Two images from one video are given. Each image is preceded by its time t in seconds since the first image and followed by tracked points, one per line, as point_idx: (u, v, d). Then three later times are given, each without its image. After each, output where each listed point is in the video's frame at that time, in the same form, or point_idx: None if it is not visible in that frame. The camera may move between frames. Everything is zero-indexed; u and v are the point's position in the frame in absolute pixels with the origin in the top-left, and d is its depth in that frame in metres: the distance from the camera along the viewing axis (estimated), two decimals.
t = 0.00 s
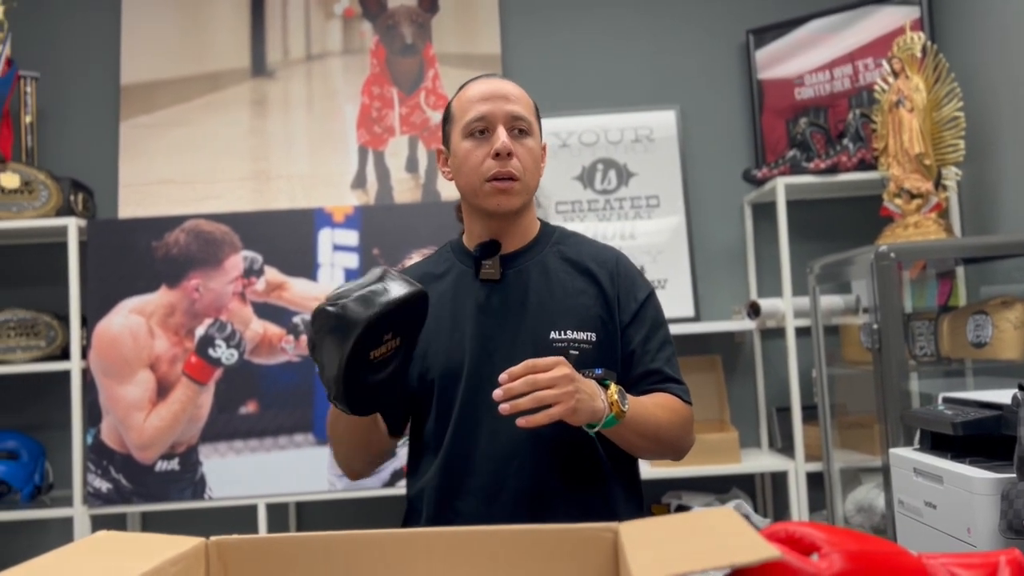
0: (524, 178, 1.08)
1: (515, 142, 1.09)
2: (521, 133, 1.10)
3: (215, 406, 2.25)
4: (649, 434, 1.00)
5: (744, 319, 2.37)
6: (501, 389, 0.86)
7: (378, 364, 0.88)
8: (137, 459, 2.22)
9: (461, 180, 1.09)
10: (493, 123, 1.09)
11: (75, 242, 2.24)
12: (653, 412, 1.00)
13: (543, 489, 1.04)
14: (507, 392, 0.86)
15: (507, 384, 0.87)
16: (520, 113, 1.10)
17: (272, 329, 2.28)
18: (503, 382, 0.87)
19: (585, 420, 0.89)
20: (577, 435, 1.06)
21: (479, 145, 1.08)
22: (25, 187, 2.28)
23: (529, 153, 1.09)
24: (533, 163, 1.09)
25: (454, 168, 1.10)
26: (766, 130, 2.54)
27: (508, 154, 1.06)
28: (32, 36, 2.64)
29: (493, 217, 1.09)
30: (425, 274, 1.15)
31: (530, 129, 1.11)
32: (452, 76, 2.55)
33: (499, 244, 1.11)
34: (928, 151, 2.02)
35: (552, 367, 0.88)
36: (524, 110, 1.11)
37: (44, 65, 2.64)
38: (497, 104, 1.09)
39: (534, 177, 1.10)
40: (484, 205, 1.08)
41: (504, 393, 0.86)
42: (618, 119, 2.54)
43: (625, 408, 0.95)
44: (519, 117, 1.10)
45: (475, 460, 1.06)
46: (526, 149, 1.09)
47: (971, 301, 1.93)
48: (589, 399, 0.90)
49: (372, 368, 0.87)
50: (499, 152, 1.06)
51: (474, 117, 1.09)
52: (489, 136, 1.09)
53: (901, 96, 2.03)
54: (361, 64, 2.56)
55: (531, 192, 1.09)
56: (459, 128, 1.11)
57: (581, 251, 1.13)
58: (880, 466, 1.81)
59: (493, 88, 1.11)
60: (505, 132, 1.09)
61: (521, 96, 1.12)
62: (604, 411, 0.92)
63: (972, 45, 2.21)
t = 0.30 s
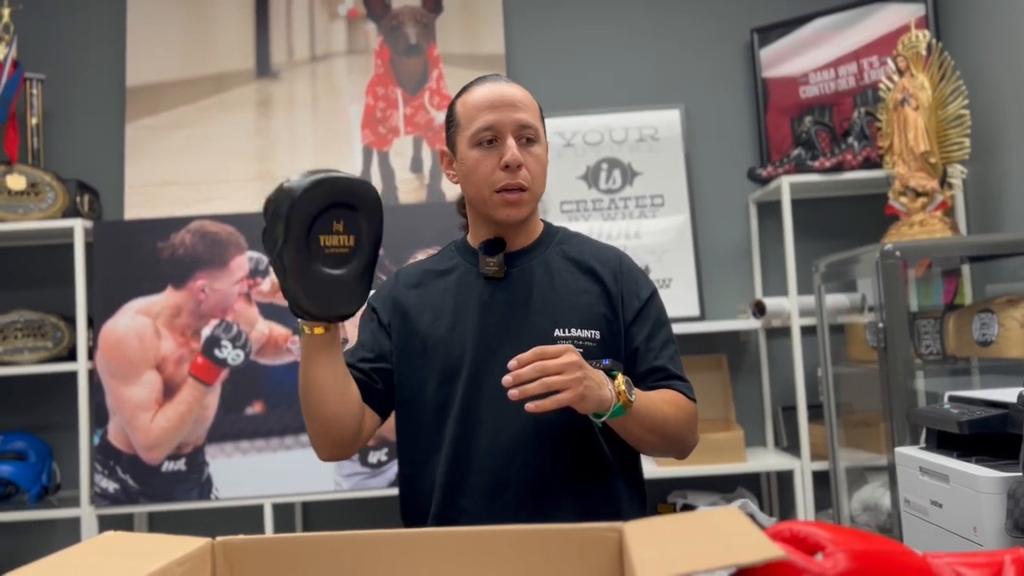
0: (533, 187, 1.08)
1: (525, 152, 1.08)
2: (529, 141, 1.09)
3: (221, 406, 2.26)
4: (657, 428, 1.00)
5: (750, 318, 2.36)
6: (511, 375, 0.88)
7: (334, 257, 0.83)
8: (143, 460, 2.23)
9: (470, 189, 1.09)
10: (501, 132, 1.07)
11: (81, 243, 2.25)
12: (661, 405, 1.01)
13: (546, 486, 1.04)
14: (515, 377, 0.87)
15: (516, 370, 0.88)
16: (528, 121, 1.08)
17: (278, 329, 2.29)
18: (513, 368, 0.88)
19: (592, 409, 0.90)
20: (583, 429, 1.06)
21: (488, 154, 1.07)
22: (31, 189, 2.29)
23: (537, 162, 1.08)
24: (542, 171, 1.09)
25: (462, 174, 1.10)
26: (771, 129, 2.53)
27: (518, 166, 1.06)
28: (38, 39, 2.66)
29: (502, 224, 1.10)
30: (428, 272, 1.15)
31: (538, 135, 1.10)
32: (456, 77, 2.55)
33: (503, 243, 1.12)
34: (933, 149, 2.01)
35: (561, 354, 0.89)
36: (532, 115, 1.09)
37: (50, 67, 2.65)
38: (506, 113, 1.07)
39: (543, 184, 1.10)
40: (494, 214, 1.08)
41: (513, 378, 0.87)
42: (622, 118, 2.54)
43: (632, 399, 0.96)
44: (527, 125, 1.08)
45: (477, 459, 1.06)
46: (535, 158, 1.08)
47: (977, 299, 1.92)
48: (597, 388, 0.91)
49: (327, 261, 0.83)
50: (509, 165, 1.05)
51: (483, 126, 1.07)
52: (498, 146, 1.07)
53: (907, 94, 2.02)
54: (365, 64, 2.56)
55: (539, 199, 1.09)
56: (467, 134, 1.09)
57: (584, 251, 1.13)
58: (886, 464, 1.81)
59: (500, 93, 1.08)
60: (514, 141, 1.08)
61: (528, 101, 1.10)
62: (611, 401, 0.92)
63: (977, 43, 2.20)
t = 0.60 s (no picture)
0: (545, 194, 1.09)
1: (537, 158, 1.08)
2: (541, 147, 1.09)
3: (225, 407, 2.26)
4: (659, 428, 1.01)
5: (753, 317, 2.36)
6: (525, 375, 0.87)
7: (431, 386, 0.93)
8: (147, 461, 2.23)
9: (481, 193, 1.09)
10: (515, 139, 1.07)
11: (84, 244, 2.25)
12: (664, 406, 1.01)
13: (552, 486, 1.05)
14: (530, 378, 0.87)
15: (530, 371, 0.88)
16: (542, 128, 1.08)
17: (281, 330, 2.29)
18: (528, 368, 0.88)
19: (604, 411, 0.90)
20: (587, 430, 1.06)
21: (501, 161, 1.07)
22: (35, 190, 2.30)
23: (549, 169, 1.09)
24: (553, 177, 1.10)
25: (473, 179, 1.09)
26: (773, 128, 2.53)
27: (532, 174, 1.06)
28: (42, 41, 2.66)
29: (512, 229, 1.11)
30: (433, 274, 1.14)
31: (549, 141, 1.10)
32: (458, 77, 2.55)
33: (511, 244, 1.12)
34: (936, 148, 2.01)
35: (575, 356, 0.89)
36: (543, 120, 1.09)
37: (53, 69, 2.66)
38: (519, 119, 1.07)
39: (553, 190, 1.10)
40: (505, 220, 1.09)
41: (528, 378, 0.87)
42: (625, 118, 2.54)
43: (641, 401, 0.96)
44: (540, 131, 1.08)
45: (483, 459, 1.06)
46: (547, 165, 1.08)
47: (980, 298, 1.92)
48: (609, 391, 0.91)
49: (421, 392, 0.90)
50: (523, 174, 1.05)
51: (496, 132, 1.07)
52: (512, 152, 1.07)
53: (909, 94, 2.02)
54: (368, 65, 2.57)
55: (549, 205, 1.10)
56: (479, 139, 1.08)
57: (589, 253, 1.14)
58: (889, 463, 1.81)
59: (513, 99, 1.07)
60: (528, 148, 1.08)
61: (540, 105, 1.09)
62: (622, 403, 0.92)
63: (979, 41, 2.20)
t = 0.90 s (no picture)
0: (547, 194, 1.09)
1: (541, 158, 1.08)
2: (546, 147, 1.09)
3: (226, 408, 2.27)
4: (667, 429, 1.02)
5: (753, 318, 2.36)
6: (540, 382, 0.87)
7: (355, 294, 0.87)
8: (149, 462, 2.23)
9: (483, 191, 1.09)
10: (519, 137, 1.07)
11: (85, 246, 2.25)
12: (673, 408, 1.03)
13: (557, 486, 1.05)
14: (545, 384, 0.87)
15: (545, 376, 0.88)
16: (547, 128, 1.08)
17: (282, 331, 2.30)
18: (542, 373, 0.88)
19: (616, 415, 0.91)
20: (591, 431, 1.07)
21: (504, 159, 1.07)
22: (36, 193, 2.30)
23: (553, 169, 1.09)
24: (557, 177, 1.10)
25: (476, 175, 1.10)
26: (773, 129, 2.54)
27: (534, 173, 1.06)
28: (42, 43, 2.67)
29: (513, 228, 1.11)
30: (434, 274, 1.14)
31: (555, 141, 1.10)
32: (458, 78, 2.55)
33: (513, 243, 1.12)
34: (935, 149, 2.02)
35: (589, 362, 0.89)
36: (550, 120, 1.09)
37: (54, 71, 2.66)
38: (525, 118, 1.07)
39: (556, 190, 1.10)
40: (506, 218, 1.09)
41: (544, 385, 0.87)
42: (625, 119, 2.54)
43: (651, 403, 0.97)
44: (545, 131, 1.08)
45: (488, 460, 1.06)
46: (550, 165, 1.08)
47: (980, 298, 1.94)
48: (621, 395, 0.91)
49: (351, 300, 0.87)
50: (525, 172, 1.06)
51: (501, 130, 1.07)
52: (516, 150, 1.07)
53: (909, 94, 2.02)
54: (368, 67, 2.57)
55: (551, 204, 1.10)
56: (484, 136, 1.09)
57: (591, 254, 1.15)
58: (890, 464, 1.81)
59: (520, 97, 1.08)
60: (532, 147, 1.08)
61: (547, 105, 1.09)
62: (634, 407, 0.93)
63: (978, 42, 2.21)
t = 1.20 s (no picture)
0: (538, 192, 1.08)
1: (534, 156, 1.08)
2: (542, 146, 1.09)
3: (223, 410, 2.27)
4: (658, 433, 1.02)
5: (750, 319, 2.37)
6: (532, 378, 0.88)
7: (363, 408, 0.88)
8: (146, 464, 2.23)
9: (475, 185, 1.10)
10: (514, 134, 1.08)
11: (82, 247, 2.25)
12: (665, 413, 1.03)
13: (552, 490, 1.05)
14: (537, 381, 0.87)
15: (537, 373, 0.88)
16: (543, 127, 1.08)
17: (279, 332, 2.30)
18: (535, 371, 0.89)
19: (609, 415, 0.91)
20: (586, 433, 1.07)
21: (498, 154, 1.08)
22: (33, 194, 2.30)
23: (547, 168, 1.09)
24: (551, 177, 1.09)
25: (471, 170, 1.11)
26: (770, 130, 2.54)
27: (525, 169, 1.06)
28: (39, 45, 2.67)
29: (504, 225, 1.11)
30: (433, 275, 1.15)
31: (552, 142, 1.10)
32: (456, 79, 2.56)
33: (510, 244, 1.12)
34: (931, 150, 2.02)
35: (582, 359, 0.89)
36: (548, 120, 1.09)
37: (51, 73, 2.66)
38: (521, 115, 1.08)
39: (550, 190, 1.10)
40: (496, 213, 1.09)
41: (536, 381, 0.87)
42: (621, 121, 2.54)
43: (643, 406, 0.96)
44: (541, 130, 1.09)
45: (483, 462, 1.06)
46: (545, 164, 1.08)
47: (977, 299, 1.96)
48: (614, 393, 0.92)
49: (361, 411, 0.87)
50: (516, 167, 1.06)
51: (497, 126, 1.08)
52: (510, 147, 1.08)
53: (904, 96, 2.03)
54: (365, 68, 2.57)
55: (544, 204, 1.10)
56: (481, 132, 1.10)
57: (591, 258, 1.15)
58: (886, 465, 1.81)
59: (519, 95, 1.08)
60: (526, 144, 1.08)
61: (546, 105, 1.10)
62: (626, 407, 0.93)
63: (974, 44, 2.21)
